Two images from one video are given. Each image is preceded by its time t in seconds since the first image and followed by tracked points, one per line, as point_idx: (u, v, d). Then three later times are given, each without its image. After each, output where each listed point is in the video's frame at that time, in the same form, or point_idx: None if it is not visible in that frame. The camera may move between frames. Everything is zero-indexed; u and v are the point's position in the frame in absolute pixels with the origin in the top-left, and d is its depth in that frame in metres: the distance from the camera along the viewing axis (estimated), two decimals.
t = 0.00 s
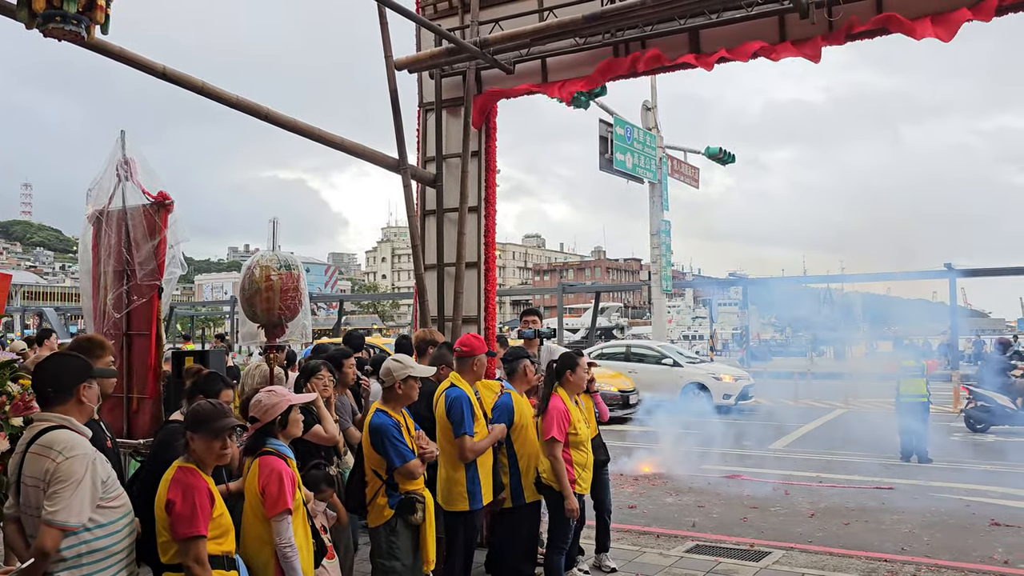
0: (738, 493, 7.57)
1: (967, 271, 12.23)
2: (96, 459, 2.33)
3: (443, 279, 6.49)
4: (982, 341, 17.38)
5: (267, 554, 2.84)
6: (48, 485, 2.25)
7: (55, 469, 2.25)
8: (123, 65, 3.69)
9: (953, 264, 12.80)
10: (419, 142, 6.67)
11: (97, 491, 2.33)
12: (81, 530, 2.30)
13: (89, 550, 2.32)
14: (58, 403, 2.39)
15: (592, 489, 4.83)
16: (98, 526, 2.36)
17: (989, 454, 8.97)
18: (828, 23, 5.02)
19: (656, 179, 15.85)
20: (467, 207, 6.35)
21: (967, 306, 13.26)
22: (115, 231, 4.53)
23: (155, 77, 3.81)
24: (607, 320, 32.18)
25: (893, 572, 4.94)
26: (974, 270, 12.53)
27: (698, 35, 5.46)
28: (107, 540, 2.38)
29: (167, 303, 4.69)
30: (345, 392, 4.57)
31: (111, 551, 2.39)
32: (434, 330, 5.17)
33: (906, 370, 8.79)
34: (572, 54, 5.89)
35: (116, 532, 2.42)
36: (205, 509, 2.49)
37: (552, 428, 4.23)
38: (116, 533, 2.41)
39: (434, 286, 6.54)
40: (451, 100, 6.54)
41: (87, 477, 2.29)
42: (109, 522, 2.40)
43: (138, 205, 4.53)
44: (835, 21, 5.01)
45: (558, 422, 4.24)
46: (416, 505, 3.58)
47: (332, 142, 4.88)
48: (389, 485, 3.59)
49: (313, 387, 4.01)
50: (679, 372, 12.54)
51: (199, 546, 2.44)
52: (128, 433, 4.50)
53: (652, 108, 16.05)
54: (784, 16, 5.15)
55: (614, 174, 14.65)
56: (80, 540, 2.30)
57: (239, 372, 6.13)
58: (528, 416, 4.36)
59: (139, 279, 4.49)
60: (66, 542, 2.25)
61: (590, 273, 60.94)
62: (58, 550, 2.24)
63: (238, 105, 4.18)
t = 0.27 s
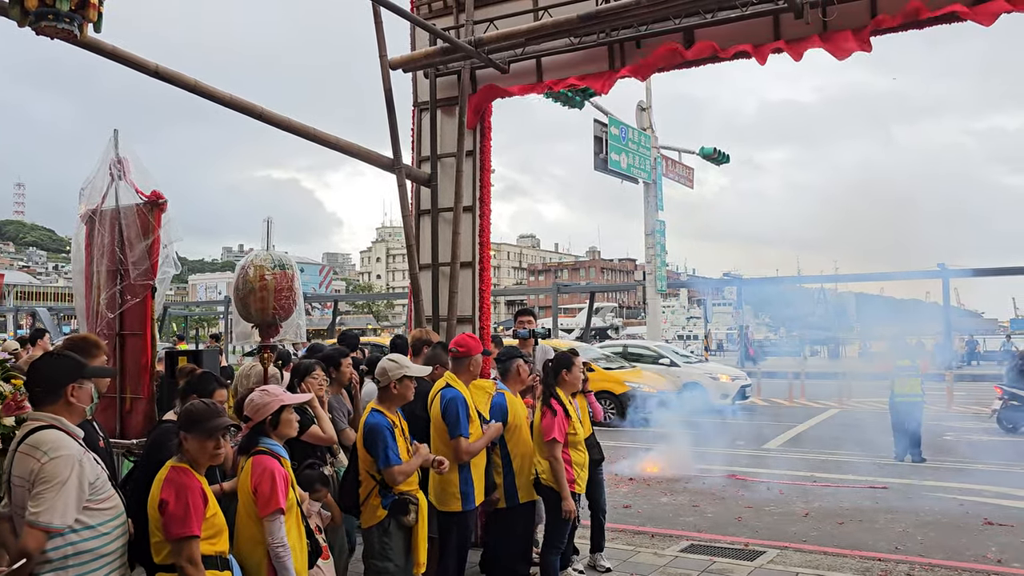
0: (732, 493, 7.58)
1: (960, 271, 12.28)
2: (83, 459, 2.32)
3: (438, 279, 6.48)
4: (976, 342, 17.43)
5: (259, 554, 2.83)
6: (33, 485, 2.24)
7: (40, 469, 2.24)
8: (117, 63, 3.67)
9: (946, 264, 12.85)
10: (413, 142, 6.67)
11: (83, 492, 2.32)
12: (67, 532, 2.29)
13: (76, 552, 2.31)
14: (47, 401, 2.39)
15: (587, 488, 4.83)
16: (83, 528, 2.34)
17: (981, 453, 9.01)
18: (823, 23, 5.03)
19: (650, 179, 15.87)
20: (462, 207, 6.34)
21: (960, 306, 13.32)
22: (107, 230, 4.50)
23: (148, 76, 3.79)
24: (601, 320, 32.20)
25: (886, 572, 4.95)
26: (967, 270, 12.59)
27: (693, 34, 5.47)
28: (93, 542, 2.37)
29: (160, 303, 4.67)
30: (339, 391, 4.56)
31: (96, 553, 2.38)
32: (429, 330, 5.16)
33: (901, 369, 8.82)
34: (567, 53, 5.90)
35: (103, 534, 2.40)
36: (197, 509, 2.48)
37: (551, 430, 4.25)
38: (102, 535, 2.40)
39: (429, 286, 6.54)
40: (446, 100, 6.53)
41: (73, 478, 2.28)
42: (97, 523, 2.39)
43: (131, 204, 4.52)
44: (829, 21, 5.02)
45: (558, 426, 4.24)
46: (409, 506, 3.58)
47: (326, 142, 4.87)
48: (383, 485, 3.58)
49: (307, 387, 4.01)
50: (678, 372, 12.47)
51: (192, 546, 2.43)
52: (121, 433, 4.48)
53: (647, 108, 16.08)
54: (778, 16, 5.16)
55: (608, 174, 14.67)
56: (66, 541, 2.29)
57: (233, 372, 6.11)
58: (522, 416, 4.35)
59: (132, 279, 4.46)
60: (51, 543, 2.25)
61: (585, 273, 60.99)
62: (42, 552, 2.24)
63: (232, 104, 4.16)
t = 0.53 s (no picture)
0: (720, 494, 7.62)
1: (946, 273, 12.39)
2: (65, 462, 2.30)
3: (427, 280, 6.47)
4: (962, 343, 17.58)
5: (246, 557, 2.81)
6: (13, 487, 2.23)
7: (21, 471, 2.23)
8: (103, 63, 3.65)
9: (932, 266, 12.96)
10: (402, 143, 6.66)
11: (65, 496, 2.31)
12: (47, 535, 2.27)
13: (56, 555, 2.30)
14: (30, 403, 2.38)
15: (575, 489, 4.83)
16: (64, 531, 2.33)
17: (967, 454, 9.09)
18: (811, 25, 5.05)
19: (639, 182, 15.92)
20: (451, 208, 6.34)
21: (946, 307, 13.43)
22: (94, 231, 4.47)
23: (135, 76, 3.77)
24: (590, 322, 32.23)
25: (874, 572, 4.98)
26: (953, 271, 12.70)
27: (681, 36, 5.49)
28: (74, 546, 2.35)
29: (147, 305, 4.64)
30: (328, 393, 4.54)
31: (79, 557, 2.36)
32: (419, 332, 5.15)
33: (889, 371, 8.88)
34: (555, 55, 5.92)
35: (85, 538, 2.38)
36: (184, 511, 2.47)
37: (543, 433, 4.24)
38: (85, 539, 2.38)
39: (417, 287, 6.53)
40: (435, 101, 6.53)
41: (54, 481, 2.26)
42: (79, 527, 2.38)
43: (118, 205, 4.47)
44: (817, 24, 5.04)
45: (551, 426, 4.23)
46: (400, 509, 3.56)
47: (315, 142, 4.85)
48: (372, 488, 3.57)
49: (294, 389, 3.99)
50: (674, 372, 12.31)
51: (179, 549, 2.42)
52: (108, 436, 4.44)
53: (635, 111, 16.13)
54: (766, 18, 5.18)
55: (597, 176, 14.70)
56: (45, 545, 2.28)
57: (220, 374, 6.07)
58: (510, 418, 4.35)
59: (119, 280, 4.43)
60: (30, 547, 2.23)
61: (574, 275, 61.07)
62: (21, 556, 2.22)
63: (220, 105, 4.14)
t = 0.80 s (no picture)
0: (709, 494, 7.65)
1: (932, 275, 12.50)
2: (49, 465, 2.29)
3: (416, 282, 6.47)
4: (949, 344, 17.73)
5: (231, 560, 2.80)
6: None
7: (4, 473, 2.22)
8: (90, 64, 3.62)
9: (919, 268, 13.07)
10: (392, 144, 6.65)
11: (47, 499, 2.29)
12: (28, 539, 2.26)
13: (37, 559, 2.28)
14: (14, 405, 2.37)
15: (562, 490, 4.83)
16: (45, 535, 2.31)
17: (953, 454, 9.18)
18: (798, 28, 5.09)
19: (628, 183, 15.98)
20: (440, 209, 6.34)
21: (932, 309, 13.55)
22: (81, 233, 4.44)
23: (122, 77, 3.75)
24: (579, 323, 32.29)
25: (861, 572, 5.02)
26: (938, 273, 12.82)
27: (670, 39, 5.52)
28: (56, 550, 2.34)
29: (134, 306, 4.61)
30: (317, 394, 4.53)
31: (60, 562, 2.34)
32: (407, 333, 5.15)
33: (877, 372, 8.95)
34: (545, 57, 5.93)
35: (67, 542, 2.37)
36: (171, 514, 2.45)
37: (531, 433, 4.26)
38: (67, 543, 2.37)
39: (406, 289, 6.53)
40: (424, 102, 6.53)
41: (37, 484, 2.25)
42: (62, 531, 2.36)
43: (106, 206, 4.44)
44: (804, 27, 5.07)
45: (538, 427, 4.25)
46: (391, 511, 3.58)
47: (304, 143, 4.84)
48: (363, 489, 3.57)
49: (279, 391, 3.97)
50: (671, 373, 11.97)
51: (167, 551, 2.40)
52: (94, 439, 4.40)
53: (624, 113, 16.19)
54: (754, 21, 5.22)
55: (586, 177, 14.73)
56: (26, 548, 2.26)
57: (208, 376, 6.04)
58: (499, 422, 4.36)
59: (106, 282, 4.40)
60: (10, 550, 2.22)
61: (563, 276, 61.15)
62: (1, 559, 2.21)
63: (208, 106, 4.13)
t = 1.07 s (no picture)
0: (700, 494, 7.68)
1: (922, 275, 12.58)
2: (37, 468, 2.29)
3: (408, 282, 6.47)
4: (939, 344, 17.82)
5: (220, 561, 2.79)
6: None
7: None
8: (80, 63, 3.60)
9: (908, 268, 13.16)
10: (384, 145, 6.64)
11: (33, 503, 2.28)
12: (13, 542, 2.25)
13: (21, 562, 2.27)
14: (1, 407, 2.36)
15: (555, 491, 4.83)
16: (30, 538, 2.30)
17: (942, 454, 9.24)
18: (789, 29, 5.10)
19: (619, 184, 16.01)
20: (433, 210, 6.35)
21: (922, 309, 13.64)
22: (72, 233, 4.41)
23: (113, 76, 3.73)
24: (571, 324, 32.34)
25: (852, 571, 5.04)
26: (928, 273, 12.91)
27: (661, 39, 5.53)
28: (41, 554, 2.32)
29: (125, 307, 4.59)
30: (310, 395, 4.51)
31: (45, 566, 2.33)
32: (400, 334, 5.14)
33: (867, 372, 9.00)
34: (538, 57, 5.94)
35: (53, 546, 2.36)
36: (163, 515, 2.45)
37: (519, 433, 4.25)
38: (52, 547, 2.35)
39: (399, 289, 6.53)
40: (416, 103, 6.53)
41: (24, 487, 2.25)
42: (48, 534, 2.35)
43: (96, 207, 4.42)
44: (795, 28, 5.09)
45: (524, 427, 4.25)
46: (382, 511, 3.56)
47: (296, 143, 4.82)
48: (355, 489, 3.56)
49: (271, 392, 3.95)
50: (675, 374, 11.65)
51: (158, 553, 2.40)
52: (85, 440, 4.38)
53: (616, 114, 16.22)
54: (745, 23, 5.23)
55: (578, 178, 14.76)
56: (10, 551, 2.25)
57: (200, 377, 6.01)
58: (492, 423, 4.34)
59: (96, 283, 4.37)
60: None
61: (555, 277, 61.19)
62: None
63: (200, 106, 4.12)
